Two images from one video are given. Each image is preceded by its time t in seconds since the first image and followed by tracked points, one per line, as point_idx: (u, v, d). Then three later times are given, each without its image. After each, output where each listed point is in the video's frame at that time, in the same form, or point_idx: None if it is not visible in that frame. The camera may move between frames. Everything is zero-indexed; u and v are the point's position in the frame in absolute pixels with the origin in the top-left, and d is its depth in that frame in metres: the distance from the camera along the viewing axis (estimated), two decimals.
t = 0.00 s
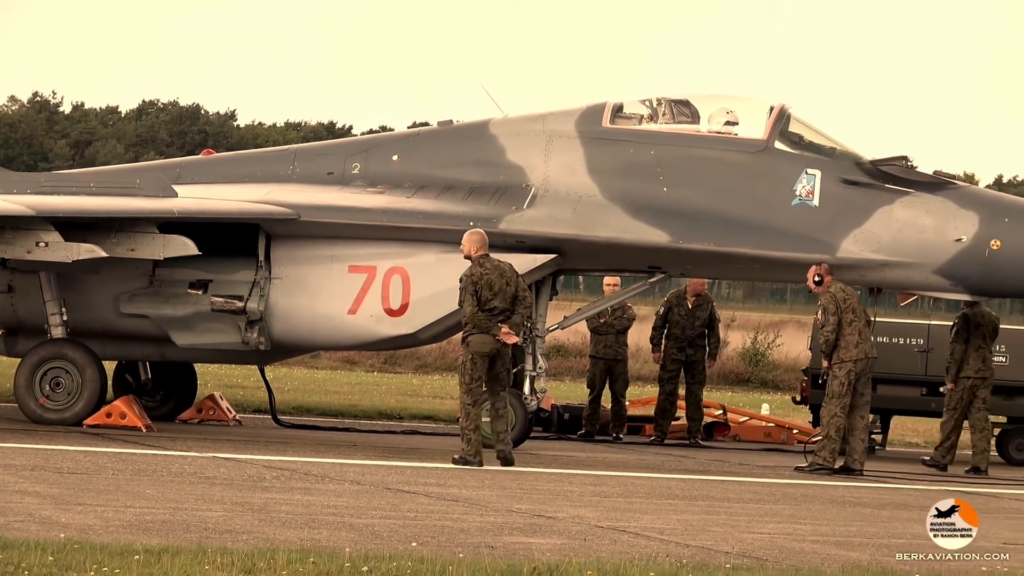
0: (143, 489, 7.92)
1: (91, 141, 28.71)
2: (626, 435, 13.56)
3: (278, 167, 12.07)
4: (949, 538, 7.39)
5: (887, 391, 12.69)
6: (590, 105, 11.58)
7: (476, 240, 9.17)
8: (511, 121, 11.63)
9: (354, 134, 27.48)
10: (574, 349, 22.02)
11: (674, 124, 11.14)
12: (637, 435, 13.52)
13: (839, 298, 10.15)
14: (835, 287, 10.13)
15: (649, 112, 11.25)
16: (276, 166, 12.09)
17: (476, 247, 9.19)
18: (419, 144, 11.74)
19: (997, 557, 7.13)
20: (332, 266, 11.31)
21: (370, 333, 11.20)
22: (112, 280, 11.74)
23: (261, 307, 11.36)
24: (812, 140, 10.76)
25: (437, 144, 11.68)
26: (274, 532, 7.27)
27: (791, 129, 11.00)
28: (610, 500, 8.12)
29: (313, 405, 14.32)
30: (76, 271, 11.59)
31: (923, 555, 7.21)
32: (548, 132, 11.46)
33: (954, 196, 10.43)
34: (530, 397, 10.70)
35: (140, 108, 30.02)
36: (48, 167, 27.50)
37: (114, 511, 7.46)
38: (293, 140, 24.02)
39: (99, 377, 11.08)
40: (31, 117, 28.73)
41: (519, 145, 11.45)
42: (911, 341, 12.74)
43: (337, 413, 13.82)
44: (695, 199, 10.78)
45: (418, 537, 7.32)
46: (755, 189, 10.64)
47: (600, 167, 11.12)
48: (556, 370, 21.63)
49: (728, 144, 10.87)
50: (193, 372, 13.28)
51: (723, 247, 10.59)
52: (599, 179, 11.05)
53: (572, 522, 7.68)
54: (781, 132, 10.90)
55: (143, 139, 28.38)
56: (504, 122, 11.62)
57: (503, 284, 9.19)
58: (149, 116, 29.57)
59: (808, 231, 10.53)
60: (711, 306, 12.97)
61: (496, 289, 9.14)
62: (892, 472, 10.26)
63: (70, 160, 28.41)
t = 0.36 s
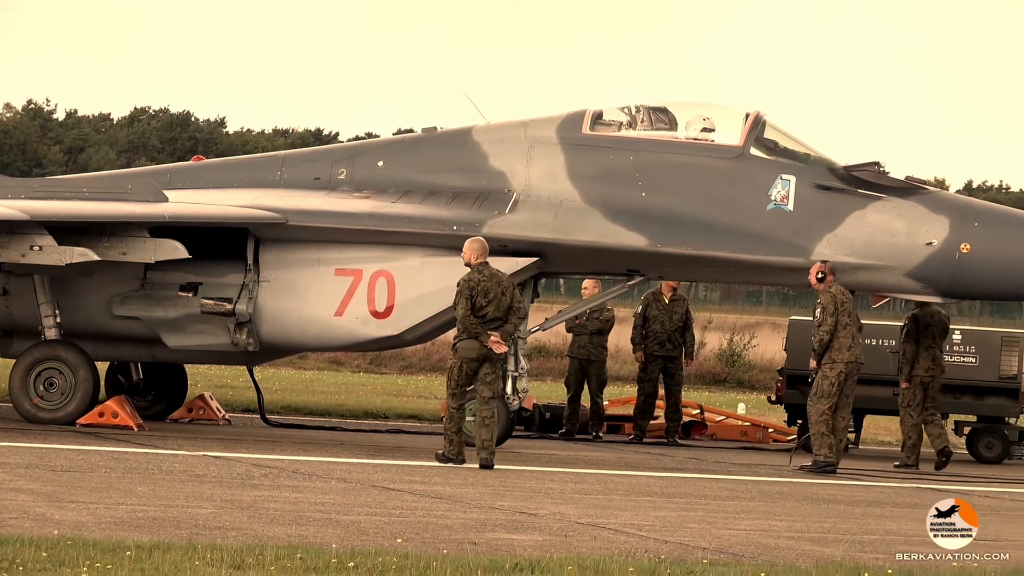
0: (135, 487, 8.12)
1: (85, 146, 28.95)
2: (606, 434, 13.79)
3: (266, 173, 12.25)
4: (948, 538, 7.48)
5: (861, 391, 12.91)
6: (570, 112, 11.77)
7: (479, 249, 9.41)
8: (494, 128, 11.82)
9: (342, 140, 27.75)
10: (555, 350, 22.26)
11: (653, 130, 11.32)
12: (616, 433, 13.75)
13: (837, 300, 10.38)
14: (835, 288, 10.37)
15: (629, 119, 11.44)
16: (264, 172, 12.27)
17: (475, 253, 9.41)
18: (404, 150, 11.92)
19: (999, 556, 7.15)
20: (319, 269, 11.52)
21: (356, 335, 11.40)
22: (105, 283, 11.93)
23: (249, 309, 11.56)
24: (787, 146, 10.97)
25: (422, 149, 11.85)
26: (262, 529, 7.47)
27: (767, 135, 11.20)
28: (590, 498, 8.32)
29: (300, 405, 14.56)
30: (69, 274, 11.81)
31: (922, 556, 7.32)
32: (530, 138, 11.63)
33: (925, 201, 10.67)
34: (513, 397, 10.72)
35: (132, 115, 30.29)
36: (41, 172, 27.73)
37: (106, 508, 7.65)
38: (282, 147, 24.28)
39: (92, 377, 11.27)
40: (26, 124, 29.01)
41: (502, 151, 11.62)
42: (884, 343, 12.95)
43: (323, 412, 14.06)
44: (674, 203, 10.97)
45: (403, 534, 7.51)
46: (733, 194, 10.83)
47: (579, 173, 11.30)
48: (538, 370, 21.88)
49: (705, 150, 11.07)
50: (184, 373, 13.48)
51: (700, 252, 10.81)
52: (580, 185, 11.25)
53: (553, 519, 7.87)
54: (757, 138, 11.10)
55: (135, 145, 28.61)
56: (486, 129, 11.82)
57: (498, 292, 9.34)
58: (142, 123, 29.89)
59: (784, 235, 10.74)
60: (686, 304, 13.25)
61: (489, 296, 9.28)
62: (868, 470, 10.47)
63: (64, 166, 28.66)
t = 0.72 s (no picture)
0: (126, 485, 8.31)
1: (77, 153, 29.16)
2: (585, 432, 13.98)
3: (254, 179, 12.46)
4: (948, 537, 7.68)
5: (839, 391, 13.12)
6: (550, 119, 11.97)
7: (477, 249, 9.59)
8: (477, 134, 12.03)
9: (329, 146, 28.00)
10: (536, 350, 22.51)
11: (631, 137, 11.52)
12: (595, 432, 13.92)
13: (828, 305, 10.47)
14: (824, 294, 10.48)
15: (607, 125, 11.64)
16: (251, 178, 12.48)
17: (469, 251, 9.58)
18: (388, 156, 12.12)
19: (998, 557, 7.36)
20: (305, 272, 11.71)
21: (342, 336, 11.59)
22: (96, 285, 12.12)
23: (238, 311, 11.76)
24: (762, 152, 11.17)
25: (406, 155, 12.06)
26: (250, 525, 7.66)
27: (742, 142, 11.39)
28: (571, 495, 8.52)
29: (286, 403, 14.77)
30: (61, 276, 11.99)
31: (923, 555, 7.47)
32: (511, 145, 11.84)
33: (896, 204, 10.88)
34: (495, 397, 10.82)
35: (122, 121, 30.51)
36: (33, 177, 27.91)
37: (98, 505, 7.85)
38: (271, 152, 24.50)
39: (84, 377, 11.47)
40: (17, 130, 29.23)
41: (483, 157, 11.83)
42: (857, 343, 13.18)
43: (309, 411, 14.28)
44: (651, 206, 11.18)
45: (387, 530, 7.71)
46: (708, 198, 11.05)
47: (559, 177, 11.52)
48: (519, 371, 22.12)
49: (682, 156, 11.27)
50: (174, 373, 13.68)
51: (676, 254, 11.04)
52: (559, 189, 11.46)
53: (534, 515, 8.07)
54: (733, 144, 11.29)
55: (126, 151, 28.84)
56: (468, 136, 12.03)
57: (484, 290, 9.51)
58: (132, 129, 30.09)
59: (759, 238, 10.95)
60: (661, 305, 13.46)
61: (473, 292, 9.48)
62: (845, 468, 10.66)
63: (56, 172, 28.86)
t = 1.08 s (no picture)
0: (116, 481, 8.52)
1: (68, 157, 29.41)
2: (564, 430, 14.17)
3: (241, 183, 12.68)
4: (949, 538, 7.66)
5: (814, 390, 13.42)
6: (530, 125, 12.20)
7: (440, 248, 9.73)
8: (459, 138, 12.25)
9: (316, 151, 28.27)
10: (517, 350, 22.80)
11: (609, 142, 11.76)
12: (574, 430, 14.13)
13: (812, 304, 10.79)
14: (809, 293, 10.79)
15: (586, 131, 11.88)
16: (238, 182, 12.70)
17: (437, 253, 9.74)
18: (372, 161, 12.34)
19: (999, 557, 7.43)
20: (291, 274, 11.92)
21: (327, 336, 11.80)
22: (87, 286, 12.32)
23: (225, 311, 11.94)
24: (736, 156, 11.44)
25: (390, 159, 12.28)
26: (237, 521, 7.86)
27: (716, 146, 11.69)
28: (550, 491, 8.73)
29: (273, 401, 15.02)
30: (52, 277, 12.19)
31: (925, 556, 7.49)
32: (492, 149, 12.06)
33: (867, 208, 11.20)
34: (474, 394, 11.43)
35: (115, 127, 30.82)
36: (27, 182, 28.17)
37: (89, 501, 8.05)
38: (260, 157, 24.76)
39: (75, 376, 11.67)
40: (11, 135, 29.58)
41: (465, 162, 12.06)
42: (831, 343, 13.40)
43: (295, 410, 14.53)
44: (629, 210, 11.41)
45: (371, 526, 7.90)
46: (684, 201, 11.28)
47: (538, 182, 11.75)
48: (500, 370, 22.39)
49: (658, 160, 11.53)
50: (163, 373, 13.89)
51: (652, 256, 11.27)
52: (538, 193, 11.69)
53: (514, 511, 8.27)
54: (707, 149, 11.58)
55: (116, 156, 29.06)
56: (451, 141, 12.26)
57: (456, 292, 9.72)
58: (122, 134, 30.45)
59: (734, 240, 11.19)
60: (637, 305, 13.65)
61: (447, 294, 9.66)
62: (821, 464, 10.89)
63: (48, 176, 29.09)
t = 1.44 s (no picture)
0: (107, 476, 8.72)
1: (61, 160, 29.68)
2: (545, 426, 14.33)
3: (228, 185, 12.88)
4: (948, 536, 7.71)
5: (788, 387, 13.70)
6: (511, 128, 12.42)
7: (393, 246, 10.02)
8: (442, 141, 12.46)
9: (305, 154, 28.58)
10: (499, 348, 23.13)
11: (588, 145, 11.99)
12: (555, 425, 14.28)
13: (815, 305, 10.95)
14: (814, 294, 10.95)
15: (565, 134, 12.11)
16: (225, 183, 12.91)
17: (395, 251, 10.02)
18: (357, 163, 12.55)
19: (999, 556, 7.54)
20: (278, 273, 12.13)
21: (313, 335, 12.00)
22: (78, 286, 12.52)
23: (214, 310, 12.16)
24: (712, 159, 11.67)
25: (374, 162, 12.49)
26: (226, 515, 8.05)
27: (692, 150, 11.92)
28: (530, 485, 8.93)
29: (261, 398, 15.27)
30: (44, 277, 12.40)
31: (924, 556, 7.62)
32: (474, 153, 12.28)
33: (840, 209, 11.43)
34: (457, 391, 11.91)
35: (105, 130, 31.10)
36: (20, 185, 28.42)
37: (81, 496, 8.24)
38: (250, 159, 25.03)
39: (67, 373, 11.88)
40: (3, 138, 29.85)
41: (448, 164, 12.27)
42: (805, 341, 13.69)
43: (282, 406, 14.73)
44: (608, 211, 11.63)
45: (356, 519, 8.10)
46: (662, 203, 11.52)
47: (520, 185, 11.97)
48: (482, 368, 22.70)
49: (636, 163, 11.77)
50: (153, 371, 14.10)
51: (632, 256, 11.50)
52: (519, 195, 11.91)
53: (495, 505, 8.47)
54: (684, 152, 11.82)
55: (108, 159, 29.34)
56: (434, 143, 12.47)
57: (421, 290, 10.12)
58: (113, 137, 30.75)
59: (710, 241, 11.42)
60: (616, 304, 13.86)
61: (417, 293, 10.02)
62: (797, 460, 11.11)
63: (40, 178, 29.36)
